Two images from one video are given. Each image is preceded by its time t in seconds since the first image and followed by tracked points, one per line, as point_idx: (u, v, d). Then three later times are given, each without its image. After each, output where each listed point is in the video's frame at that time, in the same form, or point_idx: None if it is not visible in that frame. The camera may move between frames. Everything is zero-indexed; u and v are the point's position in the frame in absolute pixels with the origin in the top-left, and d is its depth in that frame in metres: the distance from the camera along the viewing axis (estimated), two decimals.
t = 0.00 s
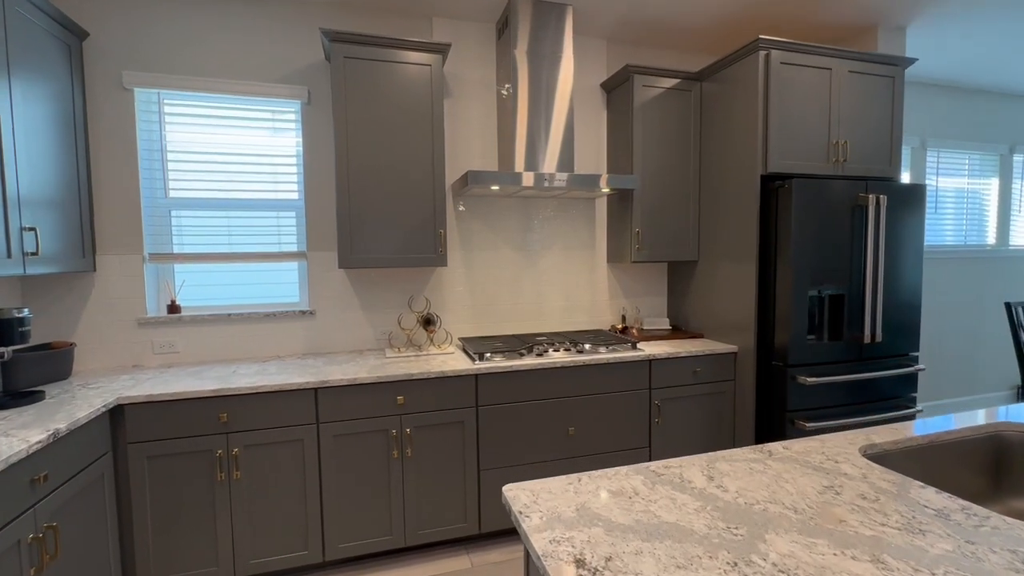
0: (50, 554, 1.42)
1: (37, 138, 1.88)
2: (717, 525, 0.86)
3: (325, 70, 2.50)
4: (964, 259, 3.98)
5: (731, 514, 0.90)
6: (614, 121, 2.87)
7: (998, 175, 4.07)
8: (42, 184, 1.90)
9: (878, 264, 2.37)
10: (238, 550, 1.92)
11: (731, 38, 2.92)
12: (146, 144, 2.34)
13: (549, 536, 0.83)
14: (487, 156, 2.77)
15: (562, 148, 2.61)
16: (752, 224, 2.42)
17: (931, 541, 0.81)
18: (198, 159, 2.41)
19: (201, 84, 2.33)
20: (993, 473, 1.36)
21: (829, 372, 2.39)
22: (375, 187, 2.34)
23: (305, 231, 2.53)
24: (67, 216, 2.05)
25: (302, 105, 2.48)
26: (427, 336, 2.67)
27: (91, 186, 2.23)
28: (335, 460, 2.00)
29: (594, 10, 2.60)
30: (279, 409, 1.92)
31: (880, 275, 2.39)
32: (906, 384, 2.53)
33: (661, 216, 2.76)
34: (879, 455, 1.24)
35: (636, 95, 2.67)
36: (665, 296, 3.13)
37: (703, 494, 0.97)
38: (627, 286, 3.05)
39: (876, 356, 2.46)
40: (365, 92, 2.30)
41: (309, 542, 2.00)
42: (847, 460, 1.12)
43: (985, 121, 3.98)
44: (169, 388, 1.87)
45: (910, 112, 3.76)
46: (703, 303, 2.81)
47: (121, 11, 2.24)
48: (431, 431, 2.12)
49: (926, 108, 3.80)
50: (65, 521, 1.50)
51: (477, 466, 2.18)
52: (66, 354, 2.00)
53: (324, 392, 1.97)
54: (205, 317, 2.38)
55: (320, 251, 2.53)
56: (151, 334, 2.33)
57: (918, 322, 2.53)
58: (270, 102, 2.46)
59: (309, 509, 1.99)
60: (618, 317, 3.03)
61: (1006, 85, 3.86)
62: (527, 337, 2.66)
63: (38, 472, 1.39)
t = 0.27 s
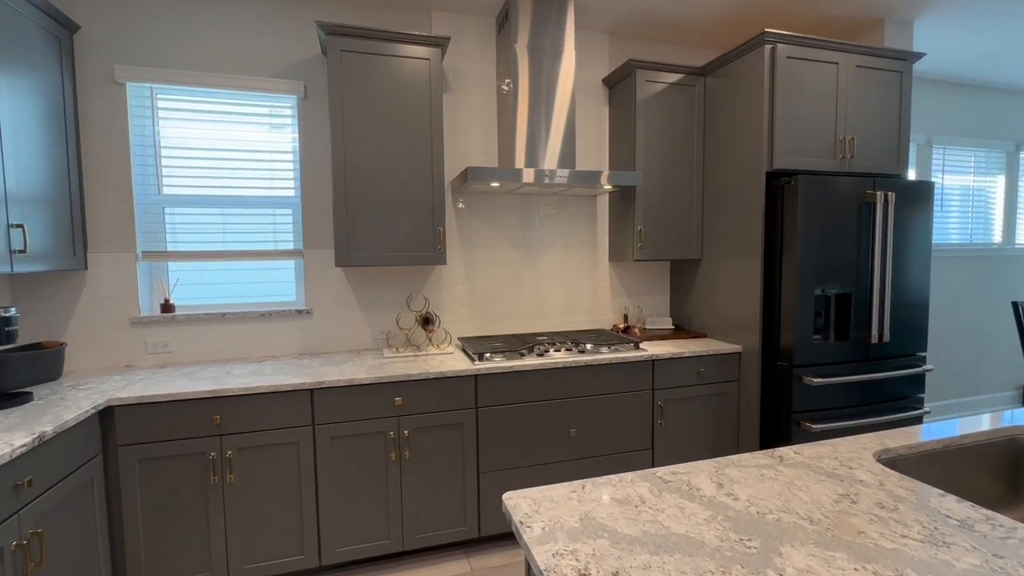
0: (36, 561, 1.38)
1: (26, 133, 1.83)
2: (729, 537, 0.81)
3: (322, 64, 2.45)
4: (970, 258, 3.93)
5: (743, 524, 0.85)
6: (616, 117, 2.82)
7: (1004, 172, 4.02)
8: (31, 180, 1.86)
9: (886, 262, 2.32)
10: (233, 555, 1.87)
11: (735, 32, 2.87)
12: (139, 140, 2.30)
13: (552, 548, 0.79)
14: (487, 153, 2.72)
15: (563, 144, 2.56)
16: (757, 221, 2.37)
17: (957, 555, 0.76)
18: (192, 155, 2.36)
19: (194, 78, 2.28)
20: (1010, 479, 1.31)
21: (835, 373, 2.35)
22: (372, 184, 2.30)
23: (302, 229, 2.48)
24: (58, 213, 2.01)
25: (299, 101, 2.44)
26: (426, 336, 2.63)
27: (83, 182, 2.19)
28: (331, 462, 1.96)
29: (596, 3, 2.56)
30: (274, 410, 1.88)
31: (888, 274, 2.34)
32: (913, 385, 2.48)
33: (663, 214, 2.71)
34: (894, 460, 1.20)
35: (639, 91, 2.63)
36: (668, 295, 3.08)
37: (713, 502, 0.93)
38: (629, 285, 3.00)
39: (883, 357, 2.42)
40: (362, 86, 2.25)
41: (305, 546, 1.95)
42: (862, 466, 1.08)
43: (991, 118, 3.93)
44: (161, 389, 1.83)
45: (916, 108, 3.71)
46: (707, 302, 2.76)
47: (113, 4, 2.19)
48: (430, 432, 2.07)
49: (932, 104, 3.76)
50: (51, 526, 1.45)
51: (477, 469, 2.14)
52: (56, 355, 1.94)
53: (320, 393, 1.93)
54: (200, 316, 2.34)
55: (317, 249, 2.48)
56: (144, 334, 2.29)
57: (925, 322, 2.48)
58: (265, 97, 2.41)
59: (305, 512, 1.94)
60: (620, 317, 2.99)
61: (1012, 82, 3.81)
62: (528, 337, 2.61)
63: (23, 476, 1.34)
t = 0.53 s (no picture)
0: (16, 570, 1.32)
1: (11, 126, 1.77)
2: (743, 555, 0.76)
3: (318, 58, 2.39)
4: (977, 258, 3.87)
5: (757, 540, 0.80)
6: (619, 113, 2.77)
7: (1011, 171, 3.96)
8: (17, 175, 1.80)
9: (896, 262, 2.27)
10: (223, 562, 1.82)
11: (741, 26, 2.80)
12: (129, 135, 2.24)
13: (553, 566, 0.73)
14: (486, 149, 2.67)
15: (564, 140, 2.50)
16: (764, 219, 2.31)
17: None
18: (184, 151, 2.31)
19: (186, 72, 2.22)
20: None
21: (843, 374, 2.29)
22: (368, 180, 2.24)
23: (297, 227, 2.43)
24: (46, 209, 1.95)
25: (294, 95, 2.38)
26: (424, 336, 2.57)
27: (71, 178, 2.13)
28: (325, 467, 1.90)
29: None
30: (267, 413, 1.83)
31: (898, 273, 2.28)
32: (922, 388, 2.43)
33: (667, 212, 2.66)
34: (912, 469, 1.14)
35: (642, 86, 2.57)
36: (671, 295, 3.02)
37: (724, 515, 0.87)
38: (631, 285, 2.95)
39: (891, 358, 2.36)
40: (358, 80, 2.19)
41: (299, 552, 1.90)
42: (880, 476, 1.02)
43: (999, 116, 3.87)
44: (150, 390, 1.78)
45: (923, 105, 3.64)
46: (711, 302, 2.71)
47: None
48: (427, 436, 2.02)
49: (939, 101, 3.69)
50: (33, 534, 1.40)
51: (475, 473, 2.08)
52: (44, 354, 1.90)
53: (314, 395, 1.87)
54: (192, 315, 2.29)
55: (312, 247, 2.42)
56: (135, 333, 2.23)
57: (935, 323, 2.42)
58: (259, 92, 2.35)
59: (299, 517, 1.89)
60: (622, 317, 2.93)
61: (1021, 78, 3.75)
62: (528, 338, 2.56)
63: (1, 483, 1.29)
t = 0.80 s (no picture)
0: None
1: None
2: None
3: (313, 50, 2.32)
4: (986, 257, 3.80)
5: (779, 564, 0.73)
6: (622, 108, 2.70)
7: (1020, 169, 3.89)
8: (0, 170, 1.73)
9: (908, 261, 2.20)
10: (213, 571, 1.76)
11: (747, 20, 2.73)
12: (119, 129, 2.17)
13: None
14: (487, 145, 2.60)
15: (566, 136, 2.44)
16: (772, 217, 2.25)
17: None
18: (175, 146, 2.24)
19: (177, 64, 2.16)
20: None
21: (853, 378, 2.23)
22: (365, 176, 2.18)
23: (292, 224, 2.36)
24: (31, 205, 1.88)
25: (288, 89, 2.31)
26: (422, 337, 2.51)
27: (58, 173, 2.07)
28: (319, 472, 1.84)
29: None
30: (258, 417, 1.76)
31: (910, 273, 2.21)
32: (934, 391, 2.36)
33: (672, 210, 2.59)
34: (937, 482, 1.07)
35: (646, 80, 2.50)
36: (675, 295, 2.96)
37: (741, 535, 0.81)
38: (634, 284, 2.88)
39: (902, 361, 2.29)
40: (355, 73, 2.13)
41: (292, 561, 1.84)
42: (905, 490, 0.96)
43: (1009, 113, 3.80)
44: (137, 393, 1.71)
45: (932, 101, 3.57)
46: (716, 302, 2.64)
47: None
48: (425, 440, 1.95)
49: (948, 98, 3.62)
50: (11, 545, 1.34)
51: (474, 478, 2.02)
52: (30, 354, 1.85)
53: (307, 399, 1.81)
54: (183, 315, 2.22)
55: (307, 245, 2.36)
56: (124, 334, 2.17)
57: (947, 325, 2.36)
58: (253, 85, 2.29)
59: (292, 525, 1.83)
60: (625, 317, 2.87)
61: None
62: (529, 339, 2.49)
63: None
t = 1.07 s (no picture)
0: None
1: None
2: None
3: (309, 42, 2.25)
4: (995, 257, 3.73)
5: None
6: (626, 103, 2.63)
7: None
8: None
9: (922, 261, 2.13)
10: None
11: (755, 13, 2.66)
12: (107, 122, 2.10)
13: None
14: (487, 141, 2.53)
15: (569, 132, 2.37)
16: (782, 216, 2.18)
17: None
18: (166, 140, 2.17)
19: (167, 55, 2.08)
20: None
21: (864, 382, 2.16)
22: (361, 172, 2.11)
23: (286, 221, 2.29)
24: (15, 201, 1.82)
25: (283, 82, 2.24)
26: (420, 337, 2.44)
27: (43, 168, 2.00)
28: (312, 479, 1.78)
29: None
30: (249, 421, 1.70)
31: (924, 273, 2.15)
32: (946, 395, 2.29)
33: (677, 208, 2.52)
34: (966, 498, 1.01)
35: (651, 74, 2.43)
36: (679, 295, 2.89)
37: (763, 560, 0.74)
38: (638, 284, 2.81)
39: (915, 364, 2.23)
40: (351, 64, 2.06)
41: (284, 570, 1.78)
42: (936, 508, 0.89)
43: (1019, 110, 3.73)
44: (123, 397, 1.65)
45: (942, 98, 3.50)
46: (722, 303, 2.57)
47: None
48: (422, 445, 1.89)
49: (957, 95, 3.55)
50: None
51: (474, 484, 1.95)
52: (11, 355, 1.78)
53: (300, 403, 1.74)
54: (174, 315, 2.16)
55: (302, 243, 2.29)
56: (113, 334, 2.11)
57: (960, 327, 2.29)
58: (246, 78, 2.22)
59: (284, 533, 1.77)
60: (628, 318, 2.80)
61: None
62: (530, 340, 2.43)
63: None
